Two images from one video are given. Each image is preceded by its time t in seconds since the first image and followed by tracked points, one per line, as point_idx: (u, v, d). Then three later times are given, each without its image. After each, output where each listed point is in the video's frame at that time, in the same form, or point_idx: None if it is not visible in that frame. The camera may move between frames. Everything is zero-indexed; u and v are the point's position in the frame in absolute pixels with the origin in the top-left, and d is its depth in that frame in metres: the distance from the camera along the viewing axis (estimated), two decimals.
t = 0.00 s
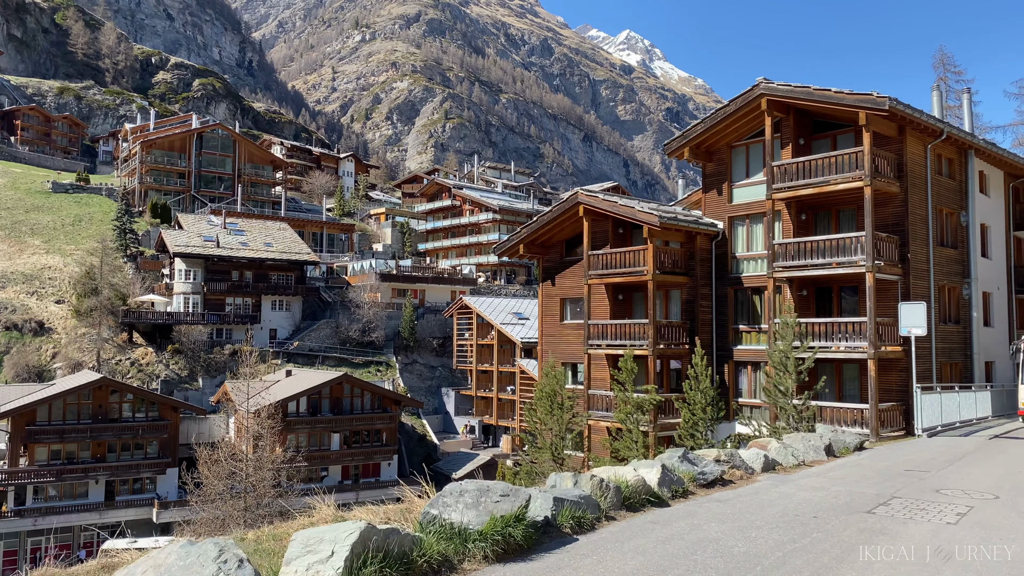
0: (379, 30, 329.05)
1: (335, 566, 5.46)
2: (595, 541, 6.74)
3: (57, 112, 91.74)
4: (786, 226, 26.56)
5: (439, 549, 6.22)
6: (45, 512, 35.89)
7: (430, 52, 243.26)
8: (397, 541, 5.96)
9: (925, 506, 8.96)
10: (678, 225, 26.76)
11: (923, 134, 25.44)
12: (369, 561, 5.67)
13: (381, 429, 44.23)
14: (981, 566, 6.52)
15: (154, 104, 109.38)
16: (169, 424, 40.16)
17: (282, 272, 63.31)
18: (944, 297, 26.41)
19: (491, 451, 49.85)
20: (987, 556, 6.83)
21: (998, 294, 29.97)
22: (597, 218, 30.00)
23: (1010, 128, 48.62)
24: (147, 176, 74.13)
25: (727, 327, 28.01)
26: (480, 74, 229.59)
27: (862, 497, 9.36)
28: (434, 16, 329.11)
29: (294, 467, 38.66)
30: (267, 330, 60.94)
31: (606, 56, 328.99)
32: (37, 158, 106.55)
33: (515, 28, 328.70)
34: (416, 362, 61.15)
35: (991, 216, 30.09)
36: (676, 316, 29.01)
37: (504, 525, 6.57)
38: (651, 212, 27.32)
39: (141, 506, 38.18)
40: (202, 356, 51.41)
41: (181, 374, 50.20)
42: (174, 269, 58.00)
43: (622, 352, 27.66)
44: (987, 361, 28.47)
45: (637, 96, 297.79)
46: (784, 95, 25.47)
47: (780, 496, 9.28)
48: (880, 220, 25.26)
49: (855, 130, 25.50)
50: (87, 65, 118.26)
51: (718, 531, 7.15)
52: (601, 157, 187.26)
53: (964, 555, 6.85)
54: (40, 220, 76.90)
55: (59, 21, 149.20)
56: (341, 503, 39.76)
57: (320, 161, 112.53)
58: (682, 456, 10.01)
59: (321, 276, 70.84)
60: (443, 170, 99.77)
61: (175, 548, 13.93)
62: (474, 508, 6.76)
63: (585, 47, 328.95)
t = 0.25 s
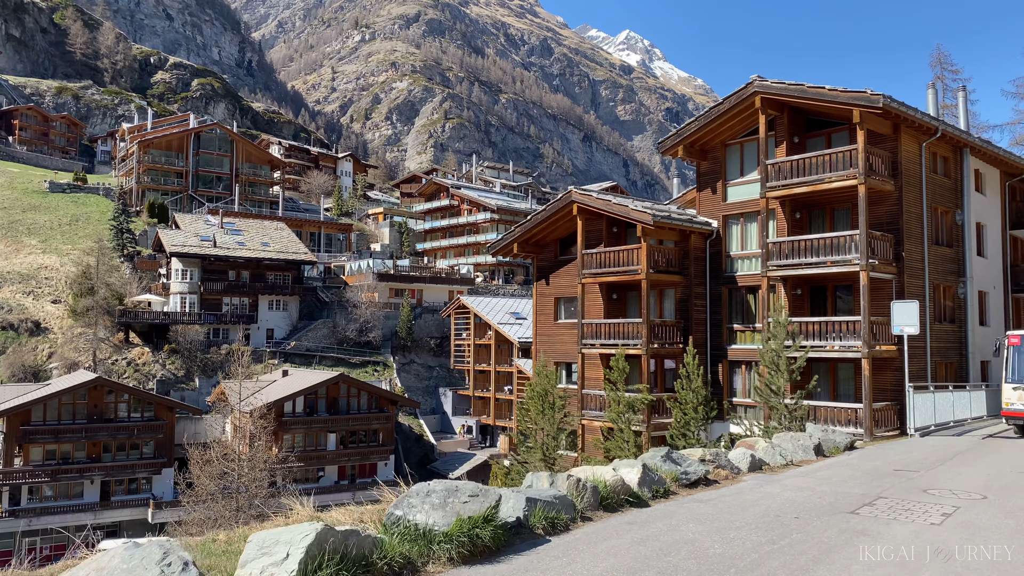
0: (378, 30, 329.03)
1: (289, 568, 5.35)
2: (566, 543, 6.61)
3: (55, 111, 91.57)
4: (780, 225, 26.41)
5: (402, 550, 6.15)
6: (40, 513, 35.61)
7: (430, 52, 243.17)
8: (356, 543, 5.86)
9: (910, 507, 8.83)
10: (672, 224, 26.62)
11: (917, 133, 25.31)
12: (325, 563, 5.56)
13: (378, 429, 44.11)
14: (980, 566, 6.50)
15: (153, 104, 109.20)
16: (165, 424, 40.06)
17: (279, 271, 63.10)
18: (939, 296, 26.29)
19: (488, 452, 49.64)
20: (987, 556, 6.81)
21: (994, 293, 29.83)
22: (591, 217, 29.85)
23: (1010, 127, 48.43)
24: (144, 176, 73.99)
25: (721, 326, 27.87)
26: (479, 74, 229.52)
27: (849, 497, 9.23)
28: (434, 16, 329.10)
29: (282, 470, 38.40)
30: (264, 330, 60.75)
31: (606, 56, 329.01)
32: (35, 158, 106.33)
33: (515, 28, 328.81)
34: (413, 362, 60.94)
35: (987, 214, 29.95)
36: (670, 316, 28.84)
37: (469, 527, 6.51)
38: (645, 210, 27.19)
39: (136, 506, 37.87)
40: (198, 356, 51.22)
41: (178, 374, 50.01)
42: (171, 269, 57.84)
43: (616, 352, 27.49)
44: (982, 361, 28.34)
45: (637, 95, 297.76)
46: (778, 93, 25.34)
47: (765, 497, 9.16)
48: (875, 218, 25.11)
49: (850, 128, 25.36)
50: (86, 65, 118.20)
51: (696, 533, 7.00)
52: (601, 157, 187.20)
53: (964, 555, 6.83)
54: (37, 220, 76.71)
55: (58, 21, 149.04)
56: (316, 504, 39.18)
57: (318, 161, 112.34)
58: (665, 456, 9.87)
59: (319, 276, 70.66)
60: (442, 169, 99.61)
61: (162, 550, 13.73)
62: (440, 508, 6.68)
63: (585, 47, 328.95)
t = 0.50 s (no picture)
0: (378, 30, 329.07)
1: None
2: (540, 549, 6.48)
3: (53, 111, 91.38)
4: (775, 225, 26.26)
5: (364, 558, 6.02)
6: (35, 513, 35.49)
7: (429, 51, 243.16)
8: (315, 551, 5.75)
9: (899, 510, 8.69)
10: (666, 223, 26.47)
11: (913, 131, 25.17)
12: (280, 572, 5.46)
13: (375, 429, 43.87)
14: (980, 565, 6.60)
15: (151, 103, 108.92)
16: (161, 424, 39.79)
17: (276, 271, 62.89)
18: (935, 296, 26.17)
19: (485, 452, 49.43)
20: (987, 556, 6.89)
21: (990, 292, 29.73)
22: (586, 216, 29.69)
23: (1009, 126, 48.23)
24: (142, 176, 73.76)
25: (716, 326, 27.72)
26: (479, 74, 229.42)
27: (836, 500, 9.09)
28: (434, 16, 329.16)
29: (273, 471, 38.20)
30: (261, 330, 60.53)
31: (606, 56, 329.01)
32: (34, 158, 106.09)
33: (515, 28, 328.96)
34: (411, 362, 60.71)
35: (983, 214, 29.80)
36: (664, 315, 28.67)
37: (436, 535, 6.39)
38: (639, 209, 27.02)
39: (132, 506, 37.62)
40: (195, 356, 51.03)
41: (174, 373, 49.78)
42: (168, 268, 57.63)
43: (610, 351, 27.32)
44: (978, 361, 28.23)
45: (637, 95, 297.70)
46: (773, 92, 25.18)
47: (752, 500, 9.03)
48: (870, 217, 24.96)
49: (845, 126, 25.21)
50: (85, 65, 118.07)
51: (675, 539, 6.88)
52: (601, 156, 187.06)
53: (964, 555, 6.92)
54: (34, 220, 76.48)
55: (57, 21, 148.81)
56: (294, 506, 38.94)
57: (317, 160, 112.10)
58: (649, 458, 9.71)
59: (316, 276, 70.48)
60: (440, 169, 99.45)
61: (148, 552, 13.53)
62: (405, 514, 6.55)
63: (584, 47, 329.02)
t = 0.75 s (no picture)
0: (378, 30, 328.92)
1: None
2: (512, 551, 6.34)
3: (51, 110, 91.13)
4: (770, 223, 26.10)
5: (327, 559, 5.90)
6: (29, 513, 35.17)
7: (429, 52, 243.11)
8: (273, 553, 5.65)
9: (886, 510, 8.55)
10: (660, 222, 26.32)
11: (909, 129, 25.03)
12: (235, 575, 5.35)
13: (371, 429, 43.52)
14: (978, 564, 6.52)
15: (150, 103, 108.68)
16: (157, 424, 39.35)
17: (273, 271, 62.66)
18: (930, 295, 26.04)
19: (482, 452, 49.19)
20: (987, 556, 6.82)
21: (987, 291, 29.58)
22: (581, 215, 29.52)
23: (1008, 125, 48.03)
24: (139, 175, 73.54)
25: (711, 326, 27.54)
26: (479, 74, 229.30)
27: (822, 500, 8.95)
28: (434, 16, 329.06)
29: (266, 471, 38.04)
30: (258, 330, 60.30)
31: (606, 56, 328.98)
32: (31, 157, 105.74)
33: (515, 28, 329.01)
34: (408, 362, 60.46)
35: (980, 213, 29.66)
36: (659, 314, 28.50)
37: (402, 536, 6.28)
38: (633, 208, 26.85)
39: (127, 506, 37.49)
40: (192, 356, 50.80)
41: (170, 373, 49.55)
42: (164, 268, 57.42)
43: (604, 351, 27.16)
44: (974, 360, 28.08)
45: (637, 95, 297.64)
46: (767, 89, 25.01)
47: (737, 500, 8.89)
48: (865, 216, 24.81)
49: (840, 124, 25.06)
50: (83, 65, 117.94)
51: (653, 539, 6.73)
52: (601, 156, 186.89)
53: (965, 555, 6.84)
54: (30, 219, 76.18)
55: (56, 20, 148.58)
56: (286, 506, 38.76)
57: (315, 160, 111.86)
58: (633, 457, 9.57)
59: (313, 275, 70.26)
60: (439, 169, 99.26)
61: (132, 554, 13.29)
62: (372, 515, 6.44)
63: (584, 47, 328.99)
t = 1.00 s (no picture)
0: (377, 29, 328.83)
1: None
2: (487, 557, 6.17)
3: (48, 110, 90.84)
4: (765, 222, 25.93)
5: (286, 566, 5.75)
6: (24, 513, 34.83)
7: (428, 51, 242.90)
8: (227, 562, 5.50)
9: (874, 513, 8.40)
10: (654, 221, 26.12)
11: (904, 128, 24.87)
12: None
13: (368, 429, 43.21)
14: (980, 567, 6.48)
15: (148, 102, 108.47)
16: (152, 424, 39.00)
17: (269, 270, 62.42)
18: (926, 295, 25.90)
19: (479, 452, 48.93)
20: (988, 556, 6.81)
21: (983, 290, 29.47)
22: (575, 214, 29.35)
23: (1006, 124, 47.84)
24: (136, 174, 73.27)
25: (706, 325, 27.37)
26: (478, 73, 229.22)
27: (809, 503, 8.78)
28: (433, 15, 328.89)
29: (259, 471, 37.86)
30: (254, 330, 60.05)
31: (605, 56, 328.94)
32: (29, 156, 105.41)
33: (514, 28, 329.06)
34: (405, 361, 60.23)
35: (976, 212, 29.54)
36: (653, 314, 28.33)
37: (366, 542, 6.13)
38: (627, 206, 26.68)
39: (122, 506, 36.80)
40: (188, 355, 50.56)
41: (167, 373, 49.29)
42: (161, 267, 57.18)
43: (599, 350, 27.00)
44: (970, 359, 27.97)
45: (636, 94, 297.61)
46: (762, 87, 24.81)
47: (722, 502, 8.73)
48: (860, 215, 24.66)
49: (835, 123, 24.89)
50: (82, 64, 117.73)
51: (632, 544, 6.56)
52: (600, 156, 186.75)
53: (966, 555, 6.81)
54: (27, 218, 75.89)
55: (55, 20, 148.25)
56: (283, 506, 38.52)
57: (313, 159, 111.61)
58: (617, 459, 9.42)
59: (311, 274, 70.02)
60: (437, 168, 99.06)
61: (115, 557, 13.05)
62: (335, 521, 6.30)
63: (584, 46, 328.98)
